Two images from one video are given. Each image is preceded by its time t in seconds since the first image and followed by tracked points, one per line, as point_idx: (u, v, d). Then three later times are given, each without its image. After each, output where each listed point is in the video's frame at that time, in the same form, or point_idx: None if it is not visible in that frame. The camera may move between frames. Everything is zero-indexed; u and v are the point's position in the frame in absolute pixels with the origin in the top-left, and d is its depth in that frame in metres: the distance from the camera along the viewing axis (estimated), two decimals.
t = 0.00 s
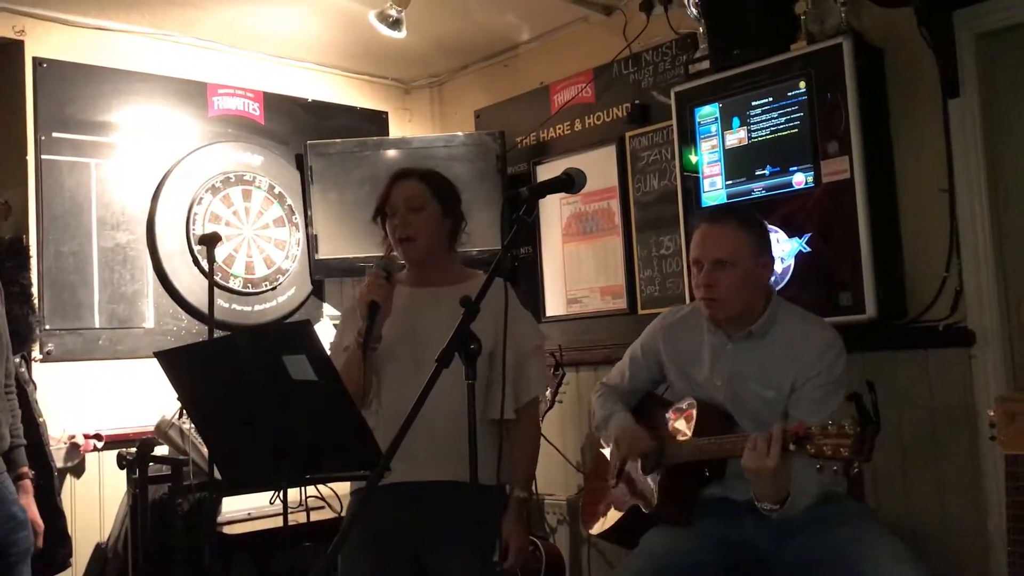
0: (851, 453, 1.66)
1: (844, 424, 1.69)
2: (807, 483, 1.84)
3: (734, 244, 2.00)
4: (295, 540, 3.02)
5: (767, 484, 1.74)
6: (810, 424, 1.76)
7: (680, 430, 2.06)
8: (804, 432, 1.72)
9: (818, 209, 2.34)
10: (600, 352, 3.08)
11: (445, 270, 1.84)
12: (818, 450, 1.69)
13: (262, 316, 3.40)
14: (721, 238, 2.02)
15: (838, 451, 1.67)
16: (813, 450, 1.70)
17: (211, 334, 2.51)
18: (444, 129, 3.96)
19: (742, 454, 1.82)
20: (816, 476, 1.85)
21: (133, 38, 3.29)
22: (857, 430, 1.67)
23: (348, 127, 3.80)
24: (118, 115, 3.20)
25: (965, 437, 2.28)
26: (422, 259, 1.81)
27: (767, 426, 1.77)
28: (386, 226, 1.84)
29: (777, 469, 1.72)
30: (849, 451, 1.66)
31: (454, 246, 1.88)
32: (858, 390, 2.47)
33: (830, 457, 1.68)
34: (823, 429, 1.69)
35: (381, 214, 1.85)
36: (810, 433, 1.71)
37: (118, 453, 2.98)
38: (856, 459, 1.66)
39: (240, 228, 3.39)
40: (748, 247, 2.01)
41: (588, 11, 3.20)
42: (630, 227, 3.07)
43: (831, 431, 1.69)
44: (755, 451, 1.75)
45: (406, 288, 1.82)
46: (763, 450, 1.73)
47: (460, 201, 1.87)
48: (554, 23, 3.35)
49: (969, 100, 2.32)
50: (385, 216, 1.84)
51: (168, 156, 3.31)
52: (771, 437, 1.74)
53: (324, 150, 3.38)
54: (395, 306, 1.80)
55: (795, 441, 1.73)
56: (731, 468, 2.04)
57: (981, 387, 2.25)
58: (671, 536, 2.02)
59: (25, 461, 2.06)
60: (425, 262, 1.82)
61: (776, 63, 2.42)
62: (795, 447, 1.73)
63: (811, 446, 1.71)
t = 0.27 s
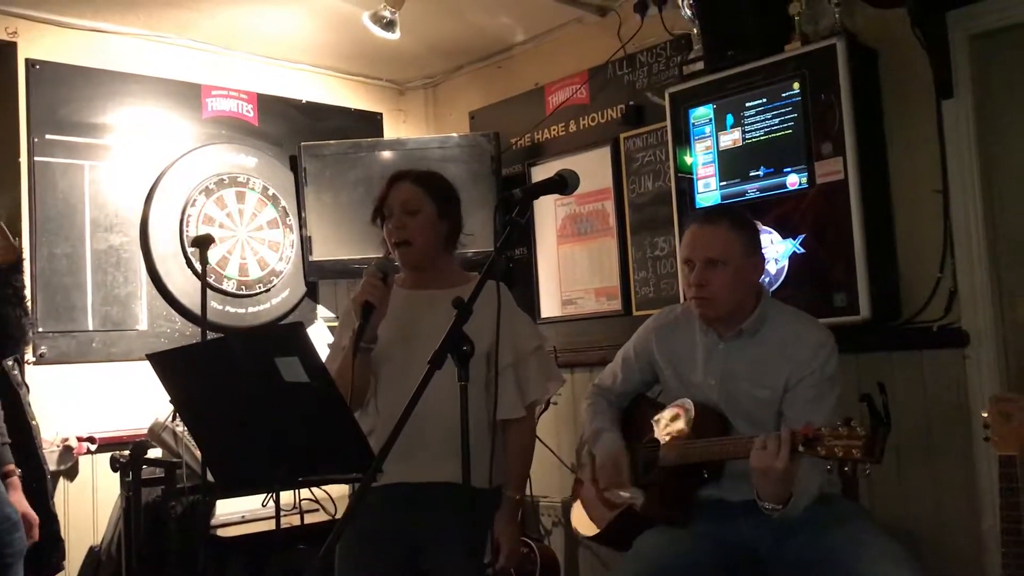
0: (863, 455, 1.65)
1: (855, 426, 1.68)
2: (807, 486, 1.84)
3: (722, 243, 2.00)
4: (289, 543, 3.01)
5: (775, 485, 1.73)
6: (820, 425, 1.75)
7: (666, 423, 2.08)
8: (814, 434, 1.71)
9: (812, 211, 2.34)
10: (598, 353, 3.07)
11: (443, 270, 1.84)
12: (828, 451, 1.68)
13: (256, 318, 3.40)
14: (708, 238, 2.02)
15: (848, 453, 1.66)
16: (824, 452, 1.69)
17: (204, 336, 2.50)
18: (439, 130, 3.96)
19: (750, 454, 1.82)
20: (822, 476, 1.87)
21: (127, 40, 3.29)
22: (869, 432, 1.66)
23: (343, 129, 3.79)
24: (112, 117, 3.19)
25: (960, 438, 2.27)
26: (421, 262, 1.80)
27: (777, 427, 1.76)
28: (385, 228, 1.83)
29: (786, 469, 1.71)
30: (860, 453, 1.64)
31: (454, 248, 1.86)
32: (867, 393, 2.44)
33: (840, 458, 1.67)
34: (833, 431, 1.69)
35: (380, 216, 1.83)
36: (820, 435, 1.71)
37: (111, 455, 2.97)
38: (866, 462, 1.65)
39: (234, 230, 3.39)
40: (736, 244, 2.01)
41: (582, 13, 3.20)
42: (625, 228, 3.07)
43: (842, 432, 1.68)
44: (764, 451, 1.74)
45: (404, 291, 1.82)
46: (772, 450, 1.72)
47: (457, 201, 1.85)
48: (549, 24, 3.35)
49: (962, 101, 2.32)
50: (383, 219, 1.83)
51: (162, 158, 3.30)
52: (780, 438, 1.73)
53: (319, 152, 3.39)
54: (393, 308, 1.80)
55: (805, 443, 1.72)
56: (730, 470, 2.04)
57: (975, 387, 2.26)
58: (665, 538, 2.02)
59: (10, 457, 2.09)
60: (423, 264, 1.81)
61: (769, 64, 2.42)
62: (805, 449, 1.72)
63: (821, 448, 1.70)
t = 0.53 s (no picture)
0: (863, 465, 1.64)
1: (856, 435, 1.67)
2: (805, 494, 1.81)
3: (722, 243, 2.01)
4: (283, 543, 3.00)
5: (774, 493, 1.72)
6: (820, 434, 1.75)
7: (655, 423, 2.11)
8: (814, 442, 1.70)
9: (807, 211, 2.34)
10: (592, 354, 3.07)
11: (439, 269, 1.84)
12: (829, 460, 1.68)
13: (250, 319, 3.39)
14: (708, 238, 2.03)
15: (849, 463, 1.65)
16: (824, 461, 1.68)
17: (198, 335, 2.50)
18: (434, 131, 3.96)
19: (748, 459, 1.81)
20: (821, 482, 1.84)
21: (121, 39, 3.28)
22: (870, 442, 1.65)
23: (338, 129, 3.79)
24: (106, 116, 3.19)
25: (955, 439, 2.28)
26: (421, 259, 1.81)
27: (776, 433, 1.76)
28: (384, 224, 1.82)
29: (785, 477, 1.70)
30: (860, 463, 1.63)
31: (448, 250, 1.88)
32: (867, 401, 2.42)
33: (839, 467, 1.66)
34: (833, 439, 1.68)
35: (379, 213, 1.82)
36: (820, 443, 1.70)
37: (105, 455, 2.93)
38: (866, 472, 1.64)
39: (229, 230, 3.38)
40: (737, 244, 2.01)
41: (578, 13, 3.20)
42: (620, 229, 3.07)
43: (842, 442, 1.67)
44: (764, 459, 1.73)
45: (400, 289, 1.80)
46: (771, 458, 1.71)
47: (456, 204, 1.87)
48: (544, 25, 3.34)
49: (956, 101, 2.32)
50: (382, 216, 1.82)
51: (157, 158, 3.30)
52: (780, 446, 1.73)
53: (312, 152, 3.38)
54: (391, 306, 1.78)
55: (805, 450, 1.72)
56: (727, 474, 2.02)
57: (970, 388, 2.26)
58: (660, 538, 2.02)
59: None
60: (421, 263, 1.82)
61: (764, 64, 2.42)
62: (804, 456, 1.72)
63: (821, 457, 1.69)
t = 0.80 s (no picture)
0: (856, 462, 1.64)
1: (851, 433, 1.67)
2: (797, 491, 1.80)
3: (722, 241, 2.00)
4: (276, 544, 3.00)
5: (769, 491, 1.72)
6: (815, 431, 1.75)
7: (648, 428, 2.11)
8: (809, 440, 1.70)
9: (800, 210, 2.34)
10: (584, 353, 3.07)
11: (427, 269, 1.84)
12: (823, 458, 1.68)
13: (243, 318, 3.38)
14: (708, 235, 2.01)
15: (843, 460, 1.65)
16: (818, 458, 1.68)
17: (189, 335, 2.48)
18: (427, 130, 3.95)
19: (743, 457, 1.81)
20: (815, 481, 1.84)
21: (113, 39, 3.27)
22: (864, 439, 1.65)
23: (332, 128, 3.78)
24: (98, 116, 3.18)
25: (947, 437, 2.28)
26: (408, 260, 1.80)
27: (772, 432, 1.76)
28: (370, 226, 1.82)
29: (779, 475, 1.70)
30: (854, 460, 1.63)
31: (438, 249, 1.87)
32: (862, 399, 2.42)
33: (833, 465, 1.66)
34: (827, 437, 1.68)
35: (365, 212, 1.82)
36: (814, 441, 1.70)
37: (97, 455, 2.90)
38: (860, 469, 1.63)
39: (221, 230, 3.37)
40: (737, 242, 2.01)
41: (571, 13, 3.20)
42: (613, 228, 3.06)
43: (836, 439, 1.67)
44: (758, 456, 1.73)
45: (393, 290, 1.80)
46: (765, 456, 1.72)
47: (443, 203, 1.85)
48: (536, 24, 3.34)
49: (948, 100, 2.32)
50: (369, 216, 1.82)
51: (148, 157, 3.29)
52: (775, 443, 1.73)
53: (304, 151, 3.37)
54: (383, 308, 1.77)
55: (799, 448, 1.72)
56: (721, 472, 2.02)
57: (963, 387, 2.26)
58: (653, 537, 2.02)
59: None
60: (409, 264, 1.81)
61: (757, 63, 2.42)
62: (798, 454, 1.72)
63: (815, 454, 1.70)
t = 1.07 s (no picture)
0: (845, 463, 1.64)
1: (840, 434, 1.68)
2: (788, 491, 1.80)
3: (714, 248, 2.00)
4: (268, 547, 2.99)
5: (758, 490, 1.74)
6: (805, 431, 1.75)
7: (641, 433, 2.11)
8: (798, 440, 1.71)
9: (790, 210, 2.35)
10: (575, 353, 3.07)
11: (416, 273, 1.81)
12: (812, 459, 1.68)
13: (233, 321, 3.38)
14: (699, 244, 2.01)
15: (832, 461, 1.65)
16: (806, 459, 1.69)
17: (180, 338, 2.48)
18: (417, 131, 3.95)
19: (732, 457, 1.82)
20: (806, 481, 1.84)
21: (102, 41, 3.27)
22: (853, 440, 1.65)
23: (322, 130, 3.78)
24: (87, 119, 3.17)
25: (937, 436, 2.29)
26: (396, 264, 1.78)
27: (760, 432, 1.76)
28: (358, 232, 1.83)
29: (768, 475, 1.72)
30: (843, 461, 1.63)
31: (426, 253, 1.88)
32: (852, 399, 2.43)
33: (822, 466, 1.66)
34: (816, 438, 1.68)
35: (353, 218, 1.83)
36: (804, 442, 1.70)
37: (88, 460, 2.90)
38: (849, 470, 1.64)
39: (211, 232, 3.36)
40: (727, 248, 2.02)
41: (560, 14, 3.20)
42: (604, 229, 3.07)
43: (826, 440, 1.68)
44: (745, 458, 1.74)
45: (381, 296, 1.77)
46: (753, 457, 1.72)
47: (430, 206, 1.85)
48: (526, 25, 3.35)
49: (936, 100, 2.33)
50: (356, 222, 1.83)
51: (138, 160, 3.28)
52: (763, 444, 1.73)
53: (295, 153, 3.37)
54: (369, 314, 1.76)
55: (788, 449, 1.72)
56: (713, 473, 2.02)
57: (953, 386, 2.27)
58: (645, 538, 2.02)
59: None
60: (396, 267, 1.79)
61: (746, 64, 2.43)
62: (787, 455, 1.72)
63: (804, 455, 1.70)
